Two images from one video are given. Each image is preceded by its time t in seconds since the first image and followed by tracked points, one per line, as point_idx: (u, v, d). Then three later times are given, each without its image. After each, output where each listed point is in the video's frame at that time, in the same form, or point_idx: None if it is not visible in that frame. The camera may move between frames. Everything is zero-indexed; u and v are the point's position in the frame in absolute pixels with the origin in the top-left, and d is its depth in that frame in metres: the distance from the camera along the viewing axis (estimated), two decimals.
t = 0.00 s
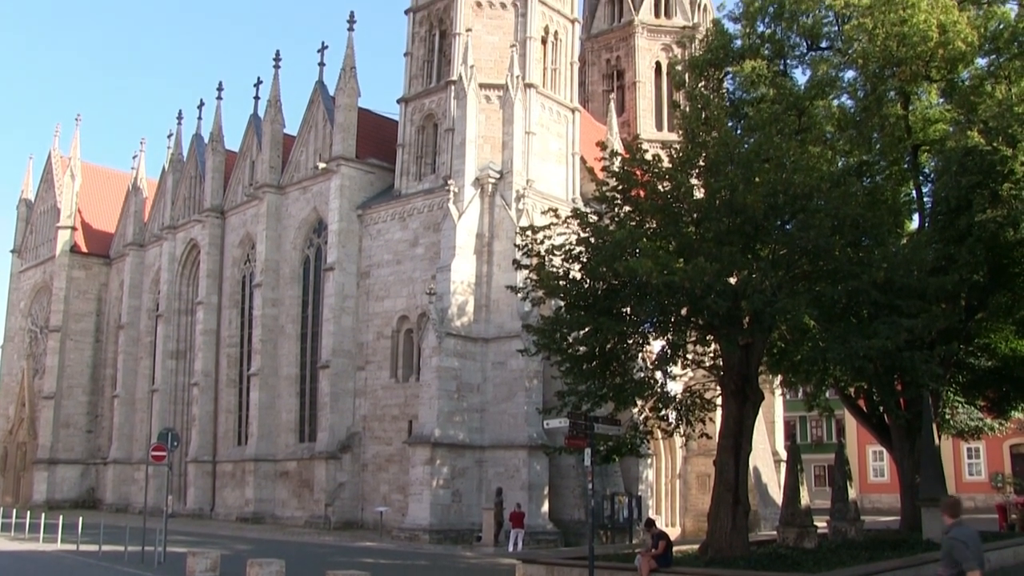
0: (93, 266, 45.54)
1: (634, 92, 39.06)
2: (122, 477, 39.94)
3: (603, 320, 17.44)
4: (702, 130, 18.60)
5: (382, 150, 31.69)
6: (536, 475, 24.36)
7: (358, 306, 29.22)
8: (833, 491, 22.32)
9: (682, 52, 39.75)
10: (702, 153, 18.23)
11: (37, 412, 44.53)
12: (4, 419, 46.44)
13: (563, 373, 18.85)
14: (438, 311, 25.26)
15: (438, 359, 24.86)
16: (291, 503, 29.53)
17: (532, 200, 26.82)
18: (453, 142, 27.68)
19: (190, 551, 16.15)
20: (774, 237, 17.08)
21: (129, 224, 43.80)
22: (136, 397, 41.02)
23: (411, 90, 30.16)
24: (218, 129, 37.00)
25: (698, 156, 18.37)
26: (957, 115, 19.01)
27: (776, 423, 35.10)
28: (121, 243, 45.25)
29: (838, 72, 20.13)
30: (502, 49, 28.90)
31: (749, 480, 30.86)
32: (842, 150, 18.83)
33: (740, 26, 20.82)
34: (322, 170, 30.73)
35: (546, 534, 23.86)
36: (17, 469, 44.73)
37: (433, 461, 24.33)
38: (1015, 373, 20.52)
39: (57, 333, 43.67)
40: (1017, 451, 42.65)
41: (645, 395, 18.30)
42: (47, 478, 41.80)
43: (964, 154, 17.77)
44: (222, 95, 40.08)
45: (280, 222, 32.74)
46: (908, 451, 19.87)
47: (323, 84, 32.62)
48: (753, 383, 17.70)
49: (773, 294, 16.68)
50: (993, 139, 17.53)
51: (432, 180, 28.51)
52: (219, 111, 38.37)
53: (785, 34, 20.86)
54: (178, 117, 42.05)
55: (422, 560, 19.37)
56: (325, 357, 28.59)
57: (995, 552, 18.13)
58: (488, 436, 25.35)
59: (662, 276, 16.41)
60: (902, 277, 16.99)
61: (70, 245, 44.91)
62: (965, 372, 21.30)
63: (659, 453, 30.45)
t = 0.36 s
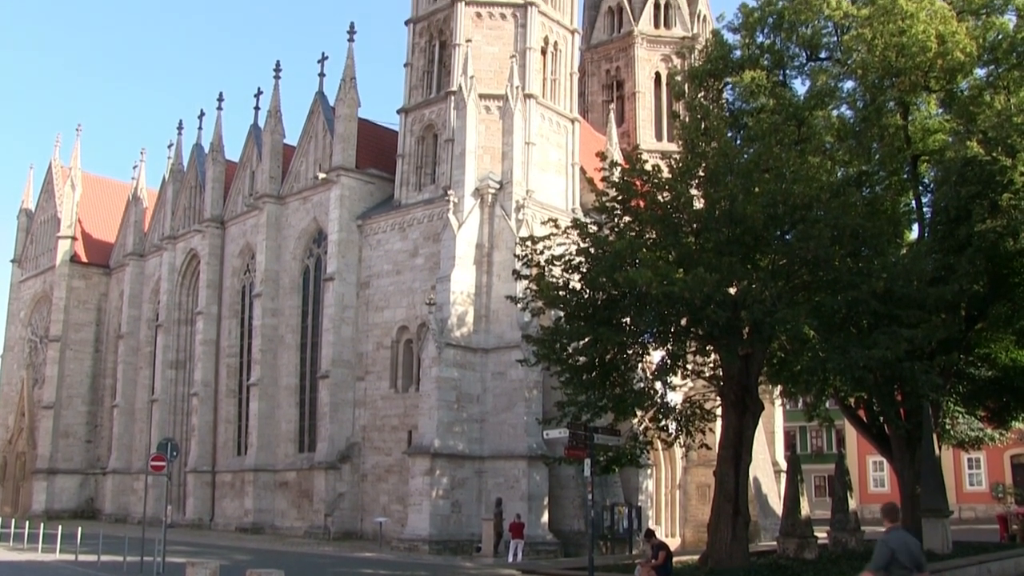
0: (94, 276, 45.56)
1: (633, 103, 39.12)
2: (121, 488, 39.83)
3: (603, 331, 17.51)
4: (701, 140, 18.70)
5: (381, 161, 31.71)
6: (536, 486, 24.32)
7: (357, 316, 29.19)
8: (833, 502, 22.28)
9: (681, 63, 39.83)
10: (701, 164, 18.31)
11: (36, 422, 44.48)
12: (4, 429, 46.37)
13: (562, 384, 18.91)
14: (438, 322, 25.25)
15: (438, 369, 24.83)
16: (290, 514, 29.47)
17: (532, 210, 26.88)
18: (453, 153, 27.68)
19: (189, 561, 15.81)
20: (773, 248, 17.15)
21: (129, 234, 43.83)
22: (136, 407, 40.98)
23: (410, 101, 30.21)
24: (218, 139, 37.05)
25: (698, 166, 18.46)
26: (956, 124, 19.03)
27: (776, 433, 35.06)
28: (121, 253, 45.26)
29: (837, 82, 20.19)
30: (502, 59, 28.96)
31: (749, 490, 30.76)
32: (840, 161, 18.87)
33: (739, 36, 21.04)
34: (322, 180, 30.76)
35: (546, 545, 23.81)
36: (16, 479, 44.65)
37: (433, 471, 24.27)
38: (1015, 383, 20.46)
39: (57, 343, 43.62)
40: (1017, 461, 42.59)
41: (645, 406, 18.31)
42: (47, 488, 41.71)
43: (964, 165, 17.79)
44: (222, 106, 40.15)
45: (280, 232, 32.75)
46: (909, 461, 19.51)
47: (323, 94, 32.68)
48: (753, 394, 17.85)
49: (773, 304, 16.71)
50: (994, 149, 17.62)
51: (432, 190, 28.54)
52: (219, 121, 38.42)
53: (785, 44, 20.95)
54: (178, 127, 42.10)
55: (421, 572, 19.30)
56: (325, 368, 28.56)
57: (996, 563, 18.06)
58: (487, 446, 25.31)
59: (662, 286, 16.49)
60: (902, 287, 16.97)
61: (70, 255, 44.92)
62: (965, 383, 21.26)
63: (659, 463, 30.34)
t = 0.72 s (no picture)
0: (93, 287, 45.56)
1: (632, 115, 39.21)
2: (120, 499, 39.74)
3: (603, 342, 17.61)
4: (700, 152, 18.85)
5: (381, 172, 31.76)
6: (536, 497, 24.27)
7: (357, 327, 29.18)
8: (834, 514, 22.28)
9: (681, 75, 39.92)
10: (700, 175, 18.42)
11: (35, 433, 44.40)
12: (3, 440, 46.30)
13: (562, 395, 19.01)
14: (438, 333, 25.24)
15: (438, 380, 24.81)
16: (290, 525, 29.41)
17: (532, 221, 26.94)
18: (452, 164, 27.70)
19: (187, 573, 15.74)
20: (773, 259, 17.25)
21: (129, 244, 43.86)
22: (135, 418, 40.93)
23: (410, 112, 30.27)
24: (218, 150, 37.11)
25: (697, 178, 18.58)
26: (954, 136, 18.91)
27: (776, 445, 35.00)
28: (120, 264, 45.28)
29: (837, 94, 20.14)
30: (501, 71, 29.03)
31: (750, 502, 30.59)
32: (840, 172, 18.95)
33: (738, 47, 21.37)
34: (322, 192, 30.81)
35: (546, 556, 23.78)
36: (15, 490, 44.56)
37: (433, 483, 24.22)
38: (1016, 395, 20.43)
39: (56, 353, 43.56)
40: (1018, 473, 42.55)
41: (645, 417, 18.36)
42: (45, 499, 41.61)
43: (963, 176, 17.84)
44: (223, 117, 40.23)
45: (280, 244, 32.77)
46: (909, 472, 19.50)
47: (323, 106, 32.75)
48: (753, 405, 17.99)
49: (773, 315, 16.79)
50: (992, 160, 17.69)
51: (432, 202, 28.58)
52: (219, 132, 38.48)
53: (784, 56, 21.05)
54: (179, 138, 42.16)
55: None
56: (324, 379, 28.53)
57: None
58: (487, 458, 25.27)
59: (661, 297, 16.60)
60: (902, 298, 16.96)
61: (70, 266, 44.92)
62: (966, 395, 21.09)
63: (659, 475, 30.25)
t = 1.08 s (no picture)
0: (93, 299, 45.57)
1: (632, 127, 39.27)
2: (119, 511, 39.63)
3: (602, 355, 17.67)
4: (700, 164, 19.08)
5: (380, 184, 31.79)
6: (535, 510, 24.20)
7: (357, 340, 29.16)
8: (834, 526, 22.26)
9: (680, 87, 40.00)
10: (699, 188, 18.56)
11: (34, 445, 44.31)
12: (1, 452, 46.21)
13: (562, 407, 19.05)
14: (437, 345, 25.24)
15: (437, 393, 24.77)
16: (289, 538, 29.33)
17: (531, 234, 27.00)
18: (452, 177, 27.72)
19: None
20: (772, 271, 17.35)
21: (128, 256, 43.89)
22: (134, 430, 40.86)
23: (410, 125, 30.33)
24: (218, 162, 37.17)
25: (697, 190, 18.71)
26: (953, 148, 18.60)
27: (776, 457, 34.92)
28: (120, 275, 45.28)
29: (835, 106, 20.11)
30: (501, 83, 29.10)
31: (750, 514, 30.36)
32: (839, 184, 19.05)
33: (738, 60, 21.50)
34: (322, 204, 30.85)
35: (545, 569, 23.71)
36: (14, 502, 44.44)
37: (432, 495, 24.15)
38: (1017, 407, 20.38)
39: (56, 365, 43.51)
40: (1018, 485, 42.45)
41: (645, 430, 18.40)
42: (44, 511, 41.49)
43: (962, 188, 17.83)
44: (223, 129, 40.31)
45: (280, 256, 32.78)
46: (909, 486, 19.73)
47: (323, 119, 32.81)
48: (752, 418, 18.05)
49: (773, 327, 16.82)
50: (991, 173, 17.67)
51: (431, 214, 28.60)
52: (219, 144, 38.55)
53: (783, 69, 21.13)
54: (179, 151, 42.23)
55: None
56: (324, 392, 28.49)
57: None
58: (487, 470, 25.21)
59: (661, 310, 16.68)
60: (902, 311, 16.97)
61: (70, 277, 44.94)
62: (967, 407, 20.64)
63: (659, 487, 30.11)
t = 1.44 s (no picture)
0: (92, 312, 45.53)
1: (631, 140, 39.32)
2: (117, 525, 39.46)
3: (602, 368, 17.69)
4: (699, 178, 19.26)
5: (380, 197, 31.82)
6: (535, 523, 24.12)
7: (356, 353, 29.12)
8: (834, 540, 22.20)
9: (679, 101, 40.11)
10: (698, 202, 18.81)
11: (32, 458, 44.18)
12: None
13: (561, 421, 19.05)
14: (437, 359, 25.22)
15: (437, 407, 24.72)
16: (288, 551, 29.23)
17: (531, 247, 27.05)
18: (451, 190, 27.74)
19: None
20: (772, 284, 17.50)
21: (128, 269, 43.89)
22: (133, 443, 40.76)
23: (410, 138, 30.38)
24: (218, 176, 37.23)
25: (696, 204, 18.95)
26: (952, 161, 18.59)
27: (776, 470, 34.85)
28: (119, 288, 45.28)
29: (834, 120, 20.09)
30: (501, 97, 29.16)
31: (750, 528, 30.24)
32: (838, 198, 19.21)
33: (736, 73, 21.61)
34: (321, 217, 30.88)
35: None
36: (12, 516, 44.27)
37: (432, 509, 24.07)
38: (1017, 420, 20.14)
39: (55, 378, 43.44)
40: (1018, 498, 42.37)
41: (644, 443, 18.42)
42: (41, 525, 41.32)
43: (961, 202, 17.78)
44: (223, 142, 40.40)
45: (279, 269, 32.78)
46: (909, 498, 19.73)
47: (323, 132, 32.88)
48: (752, 431, 18.14)
49: (772, 340, 16.86)
50: (989, 186, 17.61)
51: (431, 227, 28.63)
52: (219, 157, 38.61)
53: (781, 82, 21.21)
54: (179, 164, 42.30)
55: None
56: (323, 405, 28.43)
57: None
58: (486, 484, 25.16)
59: (660, 323, 16.73)
60: (900, 324, 16.93)
61: (70, 290, 44.94)
62: (965, 420, 20.66)
63: (659, 501, 29.86)
